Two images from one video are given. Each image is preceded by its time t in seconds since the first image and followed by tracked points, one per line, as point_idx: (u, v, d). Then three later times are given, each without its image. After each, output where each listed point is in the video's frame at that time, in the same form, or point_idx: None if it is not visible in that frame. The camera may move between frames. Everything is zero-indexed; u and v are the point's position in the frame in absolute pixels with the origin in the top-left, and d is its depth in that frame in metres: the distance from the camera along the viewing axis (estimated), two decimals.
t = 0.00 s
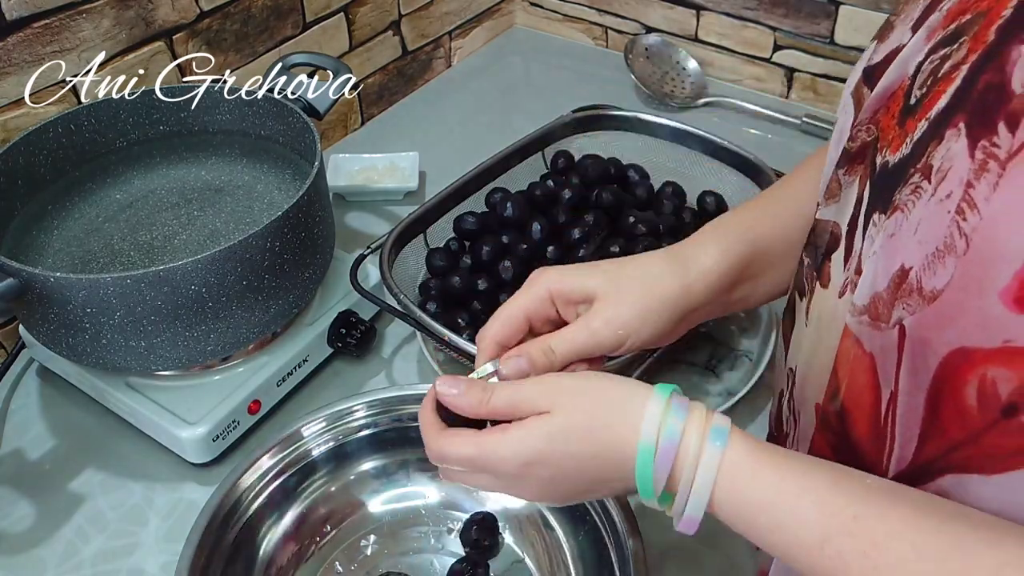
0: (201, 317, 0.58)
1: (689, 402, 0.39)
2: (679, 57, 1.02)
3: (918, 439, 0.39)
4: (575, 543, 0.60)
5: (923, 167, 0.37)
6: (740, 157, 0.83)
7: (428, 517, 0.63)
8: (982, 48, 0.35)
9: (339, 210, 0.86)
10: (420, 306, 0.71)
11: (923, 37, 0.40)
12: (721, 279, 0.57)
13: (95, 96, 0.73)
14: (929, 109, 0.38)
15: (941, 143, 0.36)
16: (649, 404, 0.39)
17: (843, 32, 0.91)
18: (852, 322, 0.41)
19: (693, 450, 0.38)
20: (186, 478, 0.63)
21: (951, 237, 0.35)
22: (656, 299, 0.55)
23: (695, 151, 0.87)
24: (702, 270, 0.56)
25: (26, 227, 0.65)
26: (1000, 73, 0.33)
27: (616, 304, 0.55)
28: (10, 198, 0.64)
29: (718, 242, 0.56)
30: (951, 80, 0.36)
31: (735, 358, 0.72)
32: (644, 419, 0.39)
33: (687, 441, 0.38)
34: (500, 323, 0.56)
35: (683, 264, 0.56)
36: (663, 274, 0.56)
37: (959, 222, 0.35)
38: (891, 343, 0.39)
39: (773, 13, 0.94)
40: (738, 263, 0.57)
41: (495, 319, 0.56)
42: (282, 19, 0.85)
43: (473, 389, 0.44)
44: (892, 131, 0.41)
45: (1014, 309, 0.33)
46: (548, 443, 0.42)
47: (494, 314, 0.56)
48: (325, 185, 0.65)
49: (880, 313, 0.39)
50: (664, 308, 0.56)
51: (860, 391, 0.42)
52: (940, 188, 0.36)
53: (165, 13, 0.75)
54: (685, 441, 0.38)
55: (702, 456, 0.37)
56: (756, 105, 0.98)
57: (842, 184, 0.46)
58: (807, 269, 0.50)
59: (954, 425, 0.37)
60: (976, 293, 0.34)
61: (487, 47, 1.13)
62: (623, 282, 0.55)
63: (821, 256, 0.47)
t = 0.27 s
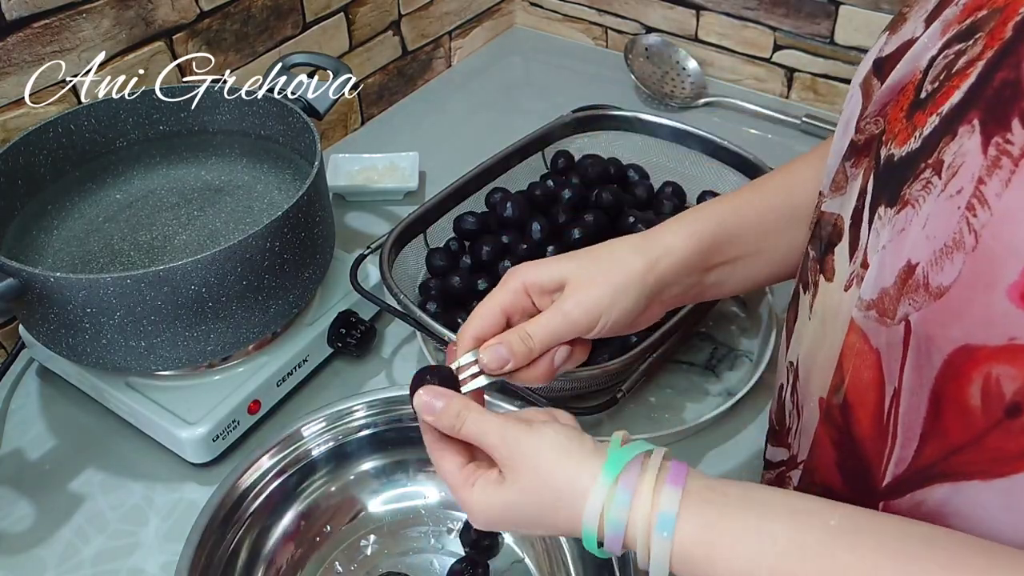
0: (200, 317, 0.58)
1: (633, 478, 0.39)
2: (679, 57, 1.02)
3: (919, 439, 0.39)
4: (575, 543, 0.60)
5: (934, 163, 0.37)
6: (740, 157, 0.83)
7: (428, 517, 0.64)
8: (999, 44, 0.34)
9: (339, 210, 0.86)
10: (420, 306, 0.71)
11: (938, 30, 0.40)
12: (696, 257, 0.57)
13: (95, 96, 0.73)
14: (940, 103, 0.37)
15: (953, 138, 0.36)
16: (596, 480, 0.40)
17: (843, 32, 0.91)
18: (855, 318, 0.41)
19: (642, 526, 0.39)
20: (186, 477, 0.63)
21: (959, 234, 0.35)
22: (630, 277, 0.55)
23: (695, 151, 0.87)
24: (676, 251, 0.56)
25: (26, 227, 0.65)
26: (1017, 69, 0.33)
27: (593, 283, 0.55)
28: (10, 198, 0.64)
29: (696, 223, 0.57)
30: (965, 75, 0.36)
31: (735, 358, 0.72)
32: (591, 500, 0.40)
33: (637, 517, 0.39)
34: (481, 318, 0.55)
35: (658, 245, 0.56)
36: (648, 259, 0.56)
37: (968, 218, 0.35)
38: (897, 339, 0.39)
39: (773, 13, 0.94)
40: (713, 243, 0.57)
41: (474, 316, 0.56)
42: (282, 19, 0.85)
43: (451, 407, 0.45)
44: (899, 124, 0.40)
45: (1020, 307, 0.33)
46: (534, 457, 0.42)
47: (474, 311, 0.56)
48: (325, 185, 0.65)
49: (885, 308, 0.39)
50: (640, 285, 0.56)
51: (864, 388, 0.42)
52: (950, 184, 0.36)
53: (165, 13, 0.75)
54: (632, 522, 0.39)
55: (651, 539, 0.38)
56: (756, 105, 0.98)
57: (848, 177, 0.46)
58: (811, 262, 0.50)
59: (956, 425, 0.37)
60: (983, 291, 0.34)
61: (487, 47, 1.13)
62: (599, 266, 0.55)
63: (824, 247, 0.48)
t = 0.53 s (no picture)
0: (201, 317, 0.58)
1: (648, 470, 0.39)
2: (679, 57, 1.02)
3: (930, 433, 0.39)
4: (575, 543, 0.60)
5: (953, 157, 0.37)
6: (740, 157, 0.83)
7: (428, 517, 0.63)
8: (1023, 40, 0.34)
9: (338, 210, 0.86)
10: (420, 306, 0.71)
11: (959, 27, 0.40)
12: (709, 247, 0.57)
13: (95, 96, 0.73)
14: (960, 98, 0.37)
15: (973, 133, 0.36)
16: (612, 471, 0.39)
17: (843, 32, 0.91)
18: (869, 309, 0.41)
19: (654, 515, 0.38)
20: (186, 477, 0.63)
21: (977, 228, 0.35)
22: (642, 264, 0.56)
23: (695, 151, 0.87)
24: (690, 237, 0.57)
25: (26, 227, 0.65)
26: None
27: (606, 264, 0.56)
28: (9, 198, 0.64)
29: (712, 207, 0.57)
30: (987, 70, 0.36)
31: (735, 358, 0.72)
32: (604, 489, 0.39)
33: (647, 504, 0.38)
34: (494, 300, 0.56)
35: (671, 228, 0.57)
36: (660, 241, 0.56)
37: (988, 213, 0.35)
38: (912, 330, 0.39)
39: (773, 12, 0.94)
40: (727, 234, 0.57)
41: (491, 296, 0.56)
42: (282, 19, 0.85)
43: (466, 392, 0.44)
44: (917, 119, 0.40)
45: None
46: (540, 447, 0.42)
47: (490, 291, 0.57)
48: (325, 185, 0.65)
49: (901, 301, 0.39)
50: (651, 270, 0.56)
51: (875, 380, 0.42)
52: (970, 178, 0.36)
53: (165, 13, 0.75)
54: (643, 512, 0.39)
55: (660, 527, 0.38)
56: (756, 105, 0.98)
57: (862, 171, 0.46)
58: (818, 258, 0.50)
59: (967, 420, 0.37)
60: (1000, 287, 0.34)
61: (487, 47, 1.13)
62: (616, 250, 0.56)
63: (834, 241, 0.48)
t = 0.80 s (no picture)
0: (201, 317, 0.58)
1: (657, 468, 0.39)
2: (679, 57, 1.02)
3: (893, 412, 0.40)
4: (575, 543, 0.60)
5: (926, 148, 0.37)
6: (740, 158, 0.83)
7: (428, 517, 0.63)
8: (995, 39, 0.34)
9: (339, 210, 0.86)
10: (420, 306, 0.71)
11: (952, 27, 0.40)
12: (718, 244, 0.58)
13: (95, 96, 0.73)
14: (939, 95, 0.38)
15: (944, 127, 0.36)
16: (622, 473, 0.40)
17: (843, 32, 0.91)
18: (846, 293, 0.43)
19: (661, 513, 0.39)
20: (186, 477, 0.63)
21: (939, 218, 0.36)
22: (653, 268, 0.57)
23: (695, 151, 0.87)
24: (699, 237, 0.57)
25: (26, 228, 0.65)
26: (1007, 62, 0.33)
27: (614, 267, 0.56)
28: (10, 198, 0.64)
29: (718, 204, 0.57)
30: (963, 67, 0.36)
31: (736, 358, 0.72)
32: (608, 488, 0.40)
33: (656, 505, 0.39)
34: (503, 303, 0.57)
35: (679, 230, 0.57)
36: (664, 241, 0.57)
37: (948, 204, 0.35)
38: (878, 314, 0.40)
39: (773, 12, 0.94)
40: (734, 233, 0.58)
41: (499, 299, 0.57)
42: (282, 19, 0.85)
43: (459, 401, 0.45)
44: (905, 115, 0.41)
45: (987, 295, 0.34)
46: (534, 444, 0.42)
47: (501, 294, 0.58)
48: (325, 185, 0.65)
49: (873, 285, 0.41)
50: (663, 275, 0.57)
51: (842, 361, 0.44)
52: (937, 169, 0.36)
53: (165, 12, 0.75)
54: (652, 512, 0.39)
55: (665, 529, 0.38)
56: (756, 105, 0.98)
57: (857, 168, 0.46)
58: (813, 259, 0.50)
59: (926, 401, 0.38)
60: (955, 276, 0.35)
61: (487, 47, 1.13)
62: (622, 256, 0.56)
63: (828, 238, 0.48)
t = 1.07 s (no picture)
0: (201, 317, 0.58)
1: (664, 467, 0.39)
2: (679, 57, 1.02)
3: (917, 446, 0.40)
4: (575, 542, 0.60)
5: (926, 177, 0.38)
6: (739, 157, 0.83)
7: (428, 517, 0.63)
8: (983, 58, 0.35)
9: (338, 210, 0.86)
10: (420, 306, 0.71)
11: (924, 43, 0.41)
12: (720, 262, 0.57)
13: (95, 96, 0.73)
14: (928, 117, 0.38)
15: (943, 155, 0.37)
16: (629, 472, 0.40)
17: (843, 32, 0.91)
18: (858, 329, 0.42)
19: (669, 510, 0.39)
20: (186, 477, 0.63)
21: (954, 249, 0.36)
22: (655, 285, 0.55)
23: (695, 150, 0.87)
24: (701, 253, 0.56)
25: (26, 227, 0.65)
26: (1003, 84, 0.34)
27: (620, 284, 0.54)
28: (9, 198, 0.64)
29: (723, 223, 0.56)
30: (952, 88, 0.37)
31: (735, 358, 0.72)
32: (619, 491, 0.39)
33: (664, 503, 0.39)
34: (504, 316, 0.55)
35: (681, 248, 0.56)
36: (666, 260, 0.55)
37: (962, 234, 0.35)
38: (897, 350, 0.40)
39: (773, 12, 0.94)
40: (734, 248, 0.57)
41: (499, 309, 0.55)
42: (282, 19, 0.85)
43: (469, 406, 0.44)
44: (891, 136, 0.41)
45: (1018, 322, 0.34)
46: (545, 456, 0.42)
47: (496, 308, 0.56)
48: (325, 185, 0.65)
49: (886, 321, 0.40)
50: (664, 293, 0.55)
51: (864, 397, 0.43)
52: (943, 200, 0.36)
53: (165, 13, 0.75)
54: (660, 510, 0.39)
55: (679, 532, 0.38)
56: (756, 105, 0.98)
57: (840, 187, 0.47)
58: (801, 274, 0.51)
59: (956, 431, 0.38)
60: (981, 305, 0.35)
61: (487, 47, 1.13)
62: (622, 272, 0.55)
63: (817, 256, 0.49)
